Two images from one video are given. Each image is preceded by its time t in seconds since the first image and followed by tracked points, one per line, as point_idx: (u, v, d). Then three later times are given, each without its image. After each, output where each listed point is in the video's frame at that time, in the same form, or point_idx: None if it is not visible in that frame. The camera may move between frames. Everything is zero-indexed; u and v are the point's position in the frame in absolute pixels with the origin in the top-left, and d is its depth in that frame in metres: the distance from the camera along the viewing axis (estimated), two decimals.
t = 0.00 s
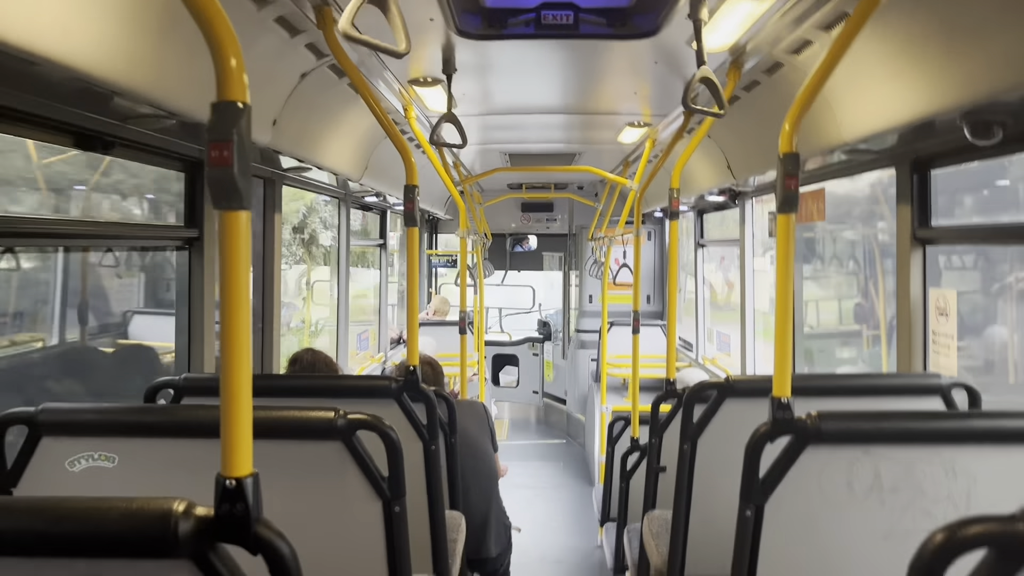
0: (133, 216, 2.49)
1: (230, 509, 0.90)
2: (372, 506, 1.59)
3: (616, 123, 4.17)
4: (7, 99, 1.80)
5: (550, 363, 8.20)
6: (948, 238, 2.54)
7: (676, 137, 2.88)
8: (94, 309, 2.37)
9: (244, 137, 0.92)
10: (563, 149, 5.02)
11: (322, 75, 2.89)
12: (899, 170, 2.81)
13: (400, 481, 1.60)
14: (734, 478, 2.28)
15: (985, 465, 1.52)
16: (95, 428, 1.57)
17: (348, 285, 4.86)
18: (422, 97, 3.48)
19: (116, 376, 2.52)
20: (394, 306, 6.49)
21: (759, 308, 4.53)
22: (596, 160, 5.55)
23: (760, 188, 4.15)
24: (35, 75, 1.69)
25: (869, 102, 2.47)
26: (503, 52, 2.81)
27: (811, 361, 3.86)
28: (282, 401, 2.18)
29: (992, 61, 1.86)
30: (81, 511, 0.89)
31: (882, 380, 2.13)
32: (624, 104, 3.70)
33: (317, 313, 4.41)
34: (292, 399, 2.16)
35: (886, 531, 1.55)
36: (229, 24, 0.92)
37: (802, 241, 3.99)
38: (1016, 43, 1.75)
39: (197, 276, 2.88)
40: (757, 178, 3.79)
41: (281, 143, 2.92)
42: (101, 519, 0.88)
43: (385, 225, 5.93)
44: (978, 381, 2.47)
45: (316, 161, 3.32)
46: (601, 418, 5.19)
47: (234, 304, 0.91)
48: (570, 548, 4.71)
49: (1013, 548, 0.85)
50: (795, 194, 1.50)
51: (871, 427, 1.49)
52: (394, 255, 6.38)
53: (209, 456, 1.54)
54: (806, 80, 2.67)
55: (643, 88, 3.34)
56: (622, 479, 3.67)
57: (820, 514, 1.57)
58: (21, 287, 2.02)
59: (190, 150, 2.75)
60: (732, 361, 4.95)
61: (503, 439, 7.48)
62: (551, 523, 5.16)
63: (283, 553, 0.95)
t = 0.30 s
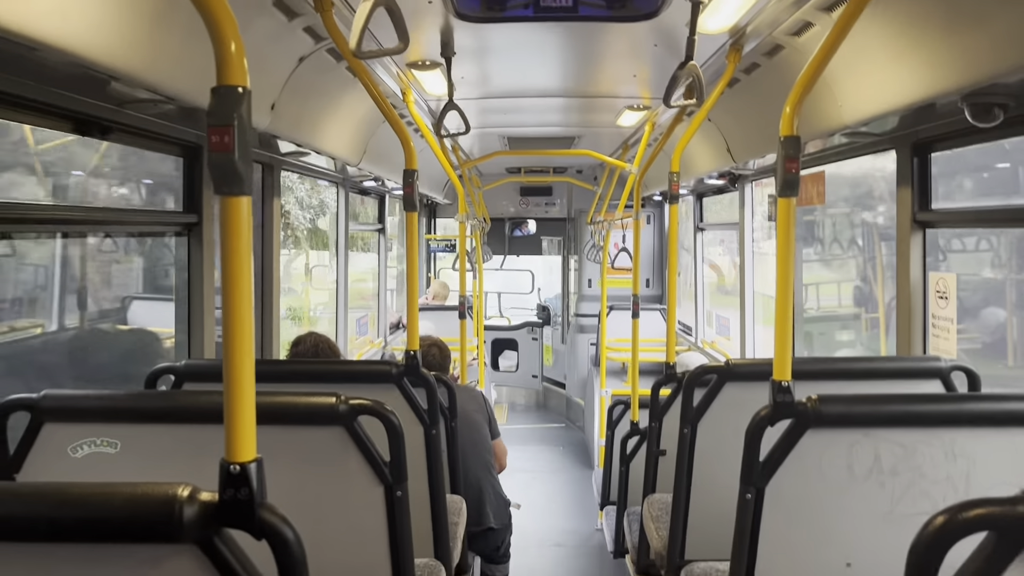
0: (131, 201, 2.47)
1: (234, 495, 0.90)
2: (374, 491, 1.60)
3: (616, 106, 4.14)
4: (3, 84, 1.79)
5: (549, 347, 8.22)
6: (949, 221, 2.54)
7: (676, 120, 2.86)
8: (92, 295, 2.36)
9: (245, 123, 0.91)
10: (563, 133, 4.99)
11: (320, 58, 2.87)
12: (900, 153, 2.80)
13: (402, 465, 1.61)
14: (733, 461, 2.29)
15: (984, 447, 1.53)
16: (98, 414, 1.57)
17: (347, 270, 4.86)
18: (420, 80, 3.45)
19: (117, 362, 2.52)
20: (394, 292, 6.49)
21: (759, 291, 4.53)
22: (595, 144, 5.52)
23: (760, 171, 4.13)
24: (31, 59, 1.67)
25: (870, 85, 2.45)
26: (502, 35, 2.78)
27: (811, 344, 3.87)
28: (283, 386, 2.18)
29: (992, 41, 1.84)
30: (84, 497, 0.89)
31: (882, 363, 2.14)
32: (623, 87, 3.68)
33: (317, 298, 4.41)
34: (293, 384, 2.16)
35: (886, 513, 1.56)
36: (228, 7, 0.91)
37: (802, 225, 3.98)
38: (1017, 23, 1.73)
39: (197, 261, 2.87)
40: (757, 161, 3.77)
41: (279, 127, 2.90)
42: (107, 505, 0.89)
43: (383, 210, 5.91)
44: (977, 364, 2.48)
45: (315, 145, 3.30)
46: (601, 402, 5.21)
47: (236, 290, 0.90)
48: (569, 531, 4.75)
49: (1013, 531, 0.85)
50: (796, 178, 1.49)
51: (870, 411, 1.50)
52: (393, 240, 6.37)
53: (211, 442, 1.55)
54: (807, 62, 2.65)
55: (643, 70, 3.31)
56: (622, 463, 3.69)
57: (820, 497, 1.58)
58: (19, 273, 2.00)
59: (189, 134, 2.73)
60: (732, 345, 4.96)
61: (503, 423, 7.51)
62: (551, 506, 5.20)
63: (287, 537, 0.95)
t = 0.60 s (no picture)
0: (134, 208, 2.48)
1: (244, 500, 0.90)
2: (378, 498, 1.59)
3: (618, 115, 4.16)
4: (10, 92, 1.80)
5: (550, 356, 8.22)
6: (951, 230, 2.55)
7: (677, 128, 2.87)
8: (94, 301, 2.36)
9: (257, 130, 0.91)
10: (564, 141, 5.01)
11: (324, 67, 2.88)
12: (901, 161, 2.81)
13: (406, 472, 1.60)
14: (737, 469, 2.29)
15: (989, 455, 1.53)
16: (103, 420, 1.57)
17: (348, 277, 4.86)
18: (423, 89, 3.46)
19: (119, 370, 2.52)
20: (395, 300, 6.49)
21: (760, 301, 4.53)
22: (596, 153, 5.54)
23: (761, 180, 4.14)
24: (38, 67, 1.68)
25: (872, 93, 2.46)
26: (505, 44, 2.80)
27: (812, 352, 3.87)
28: (287, 394, 2.18)
29: (995, 50, 1.85)
30: (93, 501, 0.89)
31: (886, 372, 2.14)
32: (625, 96, 3.70)
33: (318, 305, 4.41)
34: (296, 392, 2.16)
35: (891, 521, 1.55)
36: (240, 16, 0.92)
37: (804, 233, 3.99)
38: (1019, 32, 1.75)
39: (200, 269, 2.87)
40: (758, 170, 3.78)
41: (283, 136, 2.91)
42: (116, 509, 0.89)
43: (384, 218, 5.92)
44: (980, 373, 2.47)
45: (318, 153, 3.31)
46: (602, 410, 5.20)
47: (247, 295, 0.91)
48: (571, 540, 4.73)
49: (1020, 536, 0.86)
50: (800, 186, 1.49)
51: (875, 418, 1.50)
52: (394, 248, 6.38)
53: (216, 448, 1.55)
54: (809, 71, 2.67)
55: (644, 79, 3.32)
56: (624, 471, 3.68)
57: (825, 504, 1.58)
58: (21, 280, 2.01)
59: (192, 141, 2.74)
60: (733, 353, 4.96)
61: (503, 432, 7.50)
62: (552, 515, 5.18)
63: (295, 542, 0.95)
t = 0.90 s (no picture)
0: (134, 201, 2.47)
1: (243, 492, 0.91)
2: (377, 491, 1.60)
3: (618, 109, 4.15)
4: (9, 83, 1.79)
5: (548, 350, 8.23)
6: (950, 226, 2.55)
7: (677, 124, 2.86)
8: (93, 294, 2.36)
9: (257, 123, 0.91)
10: (563, 136, 5.00)
11: (324, 60, 2.87)
12: (901, 157, 2.81)
13: (405, 465, 1.61)
14: (734, 464, 2.30)
15: (985, 450, 1.54)
16: (102, 413, 1.57)
17: (347, 271, 4.86)
18: (423, 82, 3.45)
19: (119, 362, 2.52)
20: (394, 293, 6.49)
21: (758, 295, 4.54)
22: (596, 147, 5.53)
23: (761, 175, 4.14)
24: (38, 59, 1.67)
25: (873, 89, 2.46)
26: (505, 38, 2.79)
27: (810, 347, 3.88)
28: (286, 386, 2.18)
29: (995, 47, 1.85)
30: (94, 493, 0.90)
31: (884, 367, 2.15)
32: (625, 91, 3.69)
33: (317, 298, 4.41)
34: (296, 384, 2.17)
35: (887, 516, 1.56)
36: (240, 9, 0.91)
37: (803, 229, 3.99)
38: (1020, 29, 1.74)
39: (200, 261, 2.87)
40: (758, 165, 3.78)
41: (283, 128, 2.90)
42: (116, 501, 0.89)
43: (384, 211, 5.91)
44: (977, 369, 2.48)
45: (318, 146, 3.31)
46: (601, 404, 5.21)
47: (247, 289, 0.91)
48: (569, 534, 4.74)
49: (1016, 532, 0.86)
50: (800, 181, 1.49)
51: (873, 414, 1.50)
52: (393, 241, 6.38)
53: (215, 441, 1.55)
54: (809, 67, 2.66)
55: (644, 74, 3.31)
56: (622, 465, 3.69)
57: (822, 499, 1.58)
58: (21, 272, 2.01)
59: (192, 134, 2.73)
60: (732, 348, 4.97)
61: (502, 426, 7.51)
62: (550, 509, 5.19)
63: (295, 535, 0.95)
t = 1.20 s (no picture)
0: (131, 191, 2.47)
1: (234, 480, 0.91)
2: (372, 481, 1.59)
3: (616, 101, 4.13)
4: (3, 72, 1.78)
5: (548, 342, 8.23)
6: (948, 218, 2.54)
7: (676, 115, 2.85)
8: (91, 285, 2.36)
9: (248, 109, 0.91)
10: (563, 127, 4.98)
11: (321, 50, 2.86)
12: (899, 149, 2.80)
13: (400, 455, 1.61)
14: (730, 456, 2.31)
15: (980, 441, 1.54)
16: (97, 402, 1.57)
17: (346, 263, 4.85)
18: (422, 73, 3.44)
19: (117, 353, 2.52)
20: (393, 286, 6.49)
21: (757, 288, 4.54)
22: (596, 139, 5.51)
23: (760, 167, 4.12)
24: (32, 47, 1.66)
25: (871, 81, 2.45)
26: (503, 28, 2.77)
27: (808, 340, 3.88)
28: (282, 377, 2.18)
29: (993, 38, 1.84)
30: (84, 480, 0.90)
31: (881, 359, 2.15)
32: (625, 82, 3.67)
33: (316, 290, 4.41)
34: (292, 375, 2.17)
35: (881, 507, 1.57)
36: None
37: (802, 221, 3.98)
38: (1018, 21, 1.73)
39: (197, 253, 2.87)
40: (757, 157, 3.77)
41: (280, 119, 2.90)
42: (107, 488, 0.89)
43: (383, 203, 5.90)
44: (974, 361, 2.48)
45: (315, 138, 3.30)
46: (599, 397, 5.21)
47: (238, 276, 0.90)
48: (568, 525, 4.75)
49: (1006, 522, 0.86)
50: (795, 172, 1.49)
51: (868, 405, 1.50)
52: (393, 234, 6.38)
53: (210, 430, 1.55)
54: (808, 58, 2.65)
55: (643, 65, 3.30)
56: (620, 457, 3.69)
57: (816, 489, 1.59)
58: (17, 262, 2.00)
59: (188, 124, 2.72)
60: (730, 341, 4.97)
61: (501, 418, 7.52)
62: (549, 501, 5.21)
63: (286, 523, 0.95)
